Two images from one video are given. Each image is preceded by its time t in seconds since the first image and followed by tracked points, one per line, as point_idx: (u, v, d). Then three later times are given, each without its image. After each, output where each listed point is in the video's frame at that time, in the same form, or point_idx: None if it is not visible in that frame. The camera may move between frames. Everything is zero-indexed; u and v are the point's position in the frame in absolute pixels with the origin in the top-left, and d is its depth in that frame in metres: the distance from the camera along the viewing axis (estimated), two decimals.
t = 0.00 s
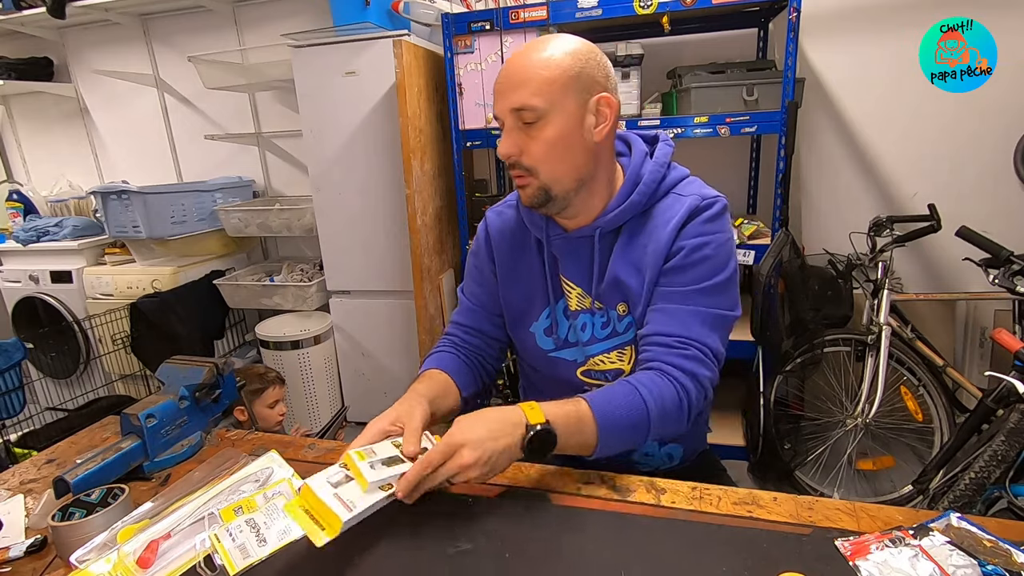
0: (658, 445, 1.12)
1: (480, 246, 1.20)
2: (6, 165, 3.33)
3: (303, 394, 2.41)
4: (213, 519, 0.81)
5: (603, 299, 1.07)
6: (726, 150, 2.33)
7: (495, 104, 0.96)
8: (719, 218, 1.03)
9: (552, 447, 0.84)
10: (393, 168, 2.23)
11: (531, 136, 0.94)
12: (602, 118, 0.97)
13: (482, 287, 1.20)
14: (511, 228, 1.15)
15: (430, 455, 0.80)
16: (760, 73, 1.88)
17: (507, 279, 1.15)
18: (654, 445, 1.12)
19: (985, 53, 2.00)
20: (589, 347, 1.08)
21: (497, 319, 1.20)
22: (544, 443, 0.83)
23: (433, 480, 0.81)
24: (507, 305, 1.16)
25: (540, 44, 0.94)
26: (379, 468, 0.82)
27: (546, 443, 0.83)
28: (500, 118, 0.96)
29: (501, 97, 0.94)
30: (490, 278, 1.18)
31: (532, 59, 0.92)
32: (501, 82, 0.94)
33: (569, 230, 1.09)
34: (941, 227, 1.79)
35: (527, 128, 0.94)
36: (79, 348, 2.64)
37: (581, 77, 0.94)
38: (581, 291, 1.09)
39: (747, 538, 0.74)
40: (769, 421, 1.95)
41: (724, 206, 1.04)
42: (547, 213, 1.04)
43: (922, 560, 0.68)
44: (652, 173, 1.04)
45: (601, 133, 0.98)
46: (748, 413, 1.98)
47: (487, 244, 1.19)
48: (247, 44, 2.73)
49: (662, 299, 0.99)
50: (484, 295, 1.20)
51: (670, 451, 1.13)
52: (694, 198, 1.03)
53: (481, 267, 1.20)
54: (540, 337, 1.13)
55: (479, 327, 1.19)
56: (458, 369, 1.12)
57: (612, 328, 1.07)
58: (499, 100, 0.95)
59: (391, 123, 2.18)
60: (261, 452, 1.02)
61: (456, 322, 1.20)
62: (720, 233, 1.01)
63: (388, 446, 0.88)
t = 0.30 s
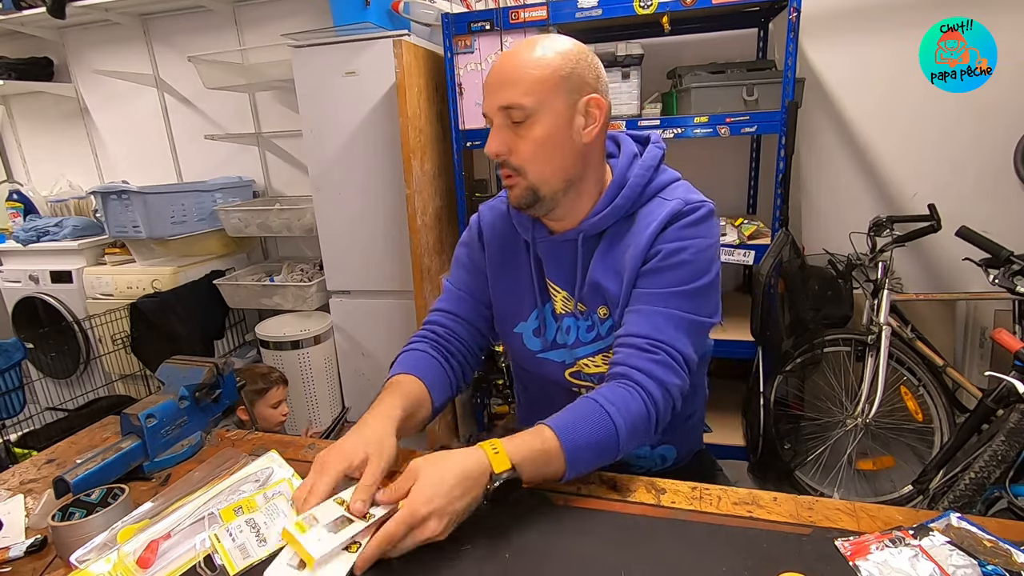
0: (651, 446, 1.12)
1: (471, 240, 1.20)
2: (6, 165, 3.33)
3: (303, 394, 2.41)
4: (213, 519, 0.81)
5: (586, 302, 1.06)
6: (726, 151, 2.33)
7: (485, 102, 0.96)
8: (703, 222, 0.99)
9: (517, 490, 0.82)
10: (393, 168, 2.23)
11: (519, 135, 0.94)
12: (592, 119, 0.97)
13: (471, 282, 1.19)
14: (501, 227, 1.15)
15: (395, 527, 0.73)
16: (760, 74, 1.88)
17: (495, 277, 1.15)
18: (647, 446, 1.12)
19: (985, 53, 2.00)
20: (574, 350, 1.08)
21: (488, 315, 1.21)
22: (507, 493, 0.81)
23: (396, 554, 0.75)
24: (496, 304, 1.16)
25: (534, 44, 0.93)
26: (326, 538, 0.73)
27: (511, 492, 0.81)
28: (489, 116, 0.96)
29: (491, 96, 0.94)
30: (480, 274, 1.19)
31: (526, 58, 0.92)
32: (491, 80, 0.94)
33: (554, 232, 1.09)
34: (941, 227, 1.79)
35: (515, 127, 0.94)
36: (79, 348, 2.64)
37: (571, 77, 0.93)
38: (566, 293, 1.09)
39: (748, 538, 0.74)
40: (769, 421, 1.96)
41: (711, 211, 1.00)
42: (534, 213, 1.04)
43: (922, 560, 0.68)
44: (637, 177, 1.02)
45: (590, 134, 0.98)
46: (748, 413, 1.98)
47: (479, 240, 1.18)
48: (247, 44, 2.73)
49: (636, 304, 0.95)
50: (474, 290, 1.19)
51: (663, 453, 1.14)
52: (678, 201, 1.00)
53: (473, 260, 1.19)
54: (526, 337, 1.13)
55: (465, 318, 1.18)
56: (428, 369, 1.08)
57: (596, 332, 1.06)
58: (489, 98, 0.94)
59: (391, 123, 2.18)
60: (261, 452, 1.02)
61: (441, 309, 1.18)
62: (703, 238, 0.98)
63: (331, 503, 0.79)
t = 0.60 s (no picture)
0: (646, 449, 1.13)
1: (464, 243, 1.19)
2: (6, 165, 3.33)
3: (303, 394, 2.42)
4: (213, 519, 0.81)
5: (572, 308, 1.06)
6: (726, 151, 2.33)
7: (487, 101, 0.94)
8: (689, 229, 0.97)
9: (472, 489, 0.80)
10: (393, 168, 2.23)
11: (524, 136, 0.92)
12: (591, 125, 0.97)
13: (463, 286, 1.19)
14: (493, 231, 1.14)
15: (347, 515, 0.74)
16: (760, 74, 1.88)
17: (487, 282, 1.15)
18: (642, 449, 1.13)
19: (985, 53, 2.00)
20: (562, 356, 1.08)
21: (483, 318, 1.20)
22: (461, 487, 0.79)
23: (350, 551, 0.74)
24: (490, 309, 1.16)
25: (537, 45, 0.91)
26: (281, 557, 0.72)
27: (465, 484, 0.79)
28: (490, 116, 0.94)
29: (496, 94, 0.92)
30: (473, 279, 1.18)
31: (533, 58, 0.90)
32: (497, 79, 0.92)
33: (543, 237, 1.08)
34: (941, 227, 1.79)
35: (520, 128, 0.92)
36: (79, 348, 2.64)
37: (579, 82, 0.93)
38: (554, 300, 1.09)
39: (748, 538, 0.74)
40: (769, 421, 1.96)
41: (697, 218, 0.98)
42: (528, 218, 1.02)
43: (922, 560, 0.68)
44: (625, 184, 1.00)
45: (591, 140, 0.98)
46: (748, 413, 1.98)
47: (473, 243, 1.17)
48: (247, 43, 2.73)
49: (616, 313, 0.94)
50: (466, 294, 1.19)
51: (658, 456, 1.14)
52: (664, 209, 0.98)
53: (465, 264, 1.18)
54: (518, 342, 1.13)
55: (457, 322, 1.17)
56: (425, 367, 1.08)
57: (584, 339, 1.05)
58: (493, 97, 0.92)
59: (391, 123, 2.18)
60: (261, 452, 1.02)
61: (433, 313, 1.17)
62: (688, 246, 0.96)
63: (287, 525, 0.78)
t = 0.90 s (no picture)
0: (647, 446, 1.13)
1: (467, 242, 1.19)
2: (6, 165, 3.33)
3: (303, 394, 2.42)
4: (213, 519, 0.81)
5: (580, 301, 1.06)
6: (726, 151, 2.33)
7: (510, 100, 0.90)
8: (693, 222, 0.97)
9: (505, 487, 0.81)
10: (392, 168, 2.23)
11: (552, 136, 0.91)
12: (604, 122, 0.98)
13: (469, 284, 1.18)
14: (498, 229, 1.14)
15: (379, 504, 0.77)
16: (760, 74, 1.88)
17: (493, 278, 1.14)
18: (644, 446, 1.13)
19: (984, 53, 2.01)
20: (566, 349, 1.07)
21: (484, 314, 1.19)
22: (496, 484, 0.80)
23: (379, 538, 0.77)
24: (492, 303, 1.15)
25: (555, 42, 0.90)
26: (274, 557, 0.72)
27: (497, 482, 0.80)
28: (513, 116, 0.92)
29: (522, 93, 0.89)
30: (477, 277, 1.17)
31: (556, 58, 0.89)
32: (521, 79, 0.89)
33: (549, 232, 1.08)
34: (941, 227, 1.79)
35: (548, 127, 0.91)
36: (79, 348, 2.64)
37: (598, 81, 0.94)
38: (560, 293, 1.09)
39: (748, 539, 0.74)
40: (769, 421, 1.96)
41: (702, 212, 0.99)
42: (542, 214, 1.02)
43: (922, 560, 0.68)
44: (630, 178, 1.01)
45: (604, 138, 1.00)
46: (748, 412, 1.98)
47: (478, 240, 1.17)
48: (247, 43, 2.73)
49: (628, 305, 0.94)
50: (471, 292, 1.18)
51: (658, 453, 1.14)
52: (670, 201, 0.98)
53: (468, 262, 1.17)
54: (522, 336, 1.12)
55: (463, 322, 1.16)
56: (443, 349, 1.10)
57: (590, 332, 1.05)
58: (519, 96, 0.89)
59: (391, 123, 2.18)
60: (261, 452, 1.02)
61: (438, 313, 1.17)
62: (694, 238, 0.96)
63: (276, 522, 0.79)
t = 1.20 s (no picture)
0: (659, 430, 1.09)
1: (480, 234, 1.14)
2: (6, 165, 3.33)
3: (303, 394, 2.42)
4: (213, 519, 0.81)
5: (612, 284, 1.02)
6: (726, 150, 2.33)
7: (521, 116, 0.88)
8: (724, 208, 1.01)
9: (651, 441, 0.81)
10: (392, 168, 2.23)
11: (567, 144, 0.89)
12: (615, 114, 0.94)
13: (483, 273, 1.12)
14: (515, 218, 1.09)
15: (563, 436, 0.76)
16: (760, 73, 1.88)
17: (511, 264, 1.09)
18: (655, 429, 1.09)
19: (985, 53, 2.01)
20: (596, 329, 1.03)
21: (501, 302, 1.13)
22: (647, 439, 0.80)
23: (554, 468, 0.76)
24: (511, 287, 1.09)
25: (559, 47, 0.87)
26: (285, 563, 0.72)
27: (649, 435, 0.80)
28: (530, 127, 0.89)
29: (533, 108, 0.86)
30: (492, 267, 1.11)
31: (562, 66, 0.85)
32: (529, 94, 0.86)
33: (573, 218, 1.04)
34: (941, 227, 1.79)
35: (563, 136, 0.88)
36: (79, 348, 2.64)
37: (603, 78, 0.90)
38: (589, 275, 1.04)
39: (748, 539, 0.74)
40: (769, 421, 1.97)
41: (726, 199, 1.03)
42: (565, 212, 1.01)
43: (922, 560, 0.68)
44: (653, 166, 1.00)
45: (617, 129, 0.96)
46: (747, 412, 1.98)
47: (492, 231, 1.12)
48: (247, 43, 2.73)
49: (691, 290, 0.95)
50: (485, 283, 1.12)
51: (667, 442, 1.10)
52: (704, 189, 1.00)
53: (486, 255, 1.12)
54: (546, 321, 1.07)
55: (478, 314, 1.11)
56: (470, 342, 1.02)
57: (621, 312, 1.02)
58: (530, 112, 0.87)
59: (391, 123, 2.18)
60: (261, 452, 1.02)
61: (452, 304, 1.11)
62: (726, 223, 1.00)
63: (282, 526, 0.78)
